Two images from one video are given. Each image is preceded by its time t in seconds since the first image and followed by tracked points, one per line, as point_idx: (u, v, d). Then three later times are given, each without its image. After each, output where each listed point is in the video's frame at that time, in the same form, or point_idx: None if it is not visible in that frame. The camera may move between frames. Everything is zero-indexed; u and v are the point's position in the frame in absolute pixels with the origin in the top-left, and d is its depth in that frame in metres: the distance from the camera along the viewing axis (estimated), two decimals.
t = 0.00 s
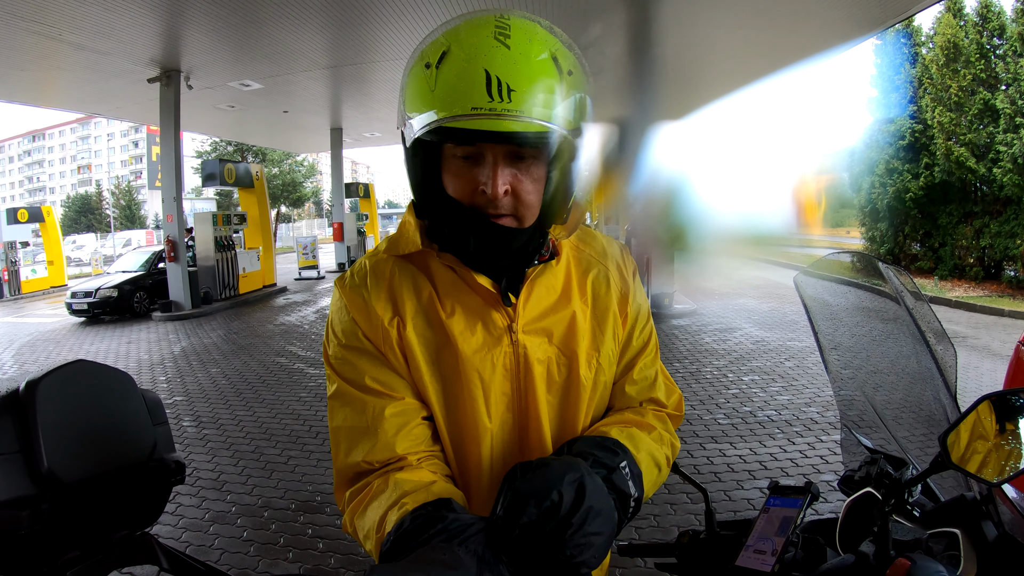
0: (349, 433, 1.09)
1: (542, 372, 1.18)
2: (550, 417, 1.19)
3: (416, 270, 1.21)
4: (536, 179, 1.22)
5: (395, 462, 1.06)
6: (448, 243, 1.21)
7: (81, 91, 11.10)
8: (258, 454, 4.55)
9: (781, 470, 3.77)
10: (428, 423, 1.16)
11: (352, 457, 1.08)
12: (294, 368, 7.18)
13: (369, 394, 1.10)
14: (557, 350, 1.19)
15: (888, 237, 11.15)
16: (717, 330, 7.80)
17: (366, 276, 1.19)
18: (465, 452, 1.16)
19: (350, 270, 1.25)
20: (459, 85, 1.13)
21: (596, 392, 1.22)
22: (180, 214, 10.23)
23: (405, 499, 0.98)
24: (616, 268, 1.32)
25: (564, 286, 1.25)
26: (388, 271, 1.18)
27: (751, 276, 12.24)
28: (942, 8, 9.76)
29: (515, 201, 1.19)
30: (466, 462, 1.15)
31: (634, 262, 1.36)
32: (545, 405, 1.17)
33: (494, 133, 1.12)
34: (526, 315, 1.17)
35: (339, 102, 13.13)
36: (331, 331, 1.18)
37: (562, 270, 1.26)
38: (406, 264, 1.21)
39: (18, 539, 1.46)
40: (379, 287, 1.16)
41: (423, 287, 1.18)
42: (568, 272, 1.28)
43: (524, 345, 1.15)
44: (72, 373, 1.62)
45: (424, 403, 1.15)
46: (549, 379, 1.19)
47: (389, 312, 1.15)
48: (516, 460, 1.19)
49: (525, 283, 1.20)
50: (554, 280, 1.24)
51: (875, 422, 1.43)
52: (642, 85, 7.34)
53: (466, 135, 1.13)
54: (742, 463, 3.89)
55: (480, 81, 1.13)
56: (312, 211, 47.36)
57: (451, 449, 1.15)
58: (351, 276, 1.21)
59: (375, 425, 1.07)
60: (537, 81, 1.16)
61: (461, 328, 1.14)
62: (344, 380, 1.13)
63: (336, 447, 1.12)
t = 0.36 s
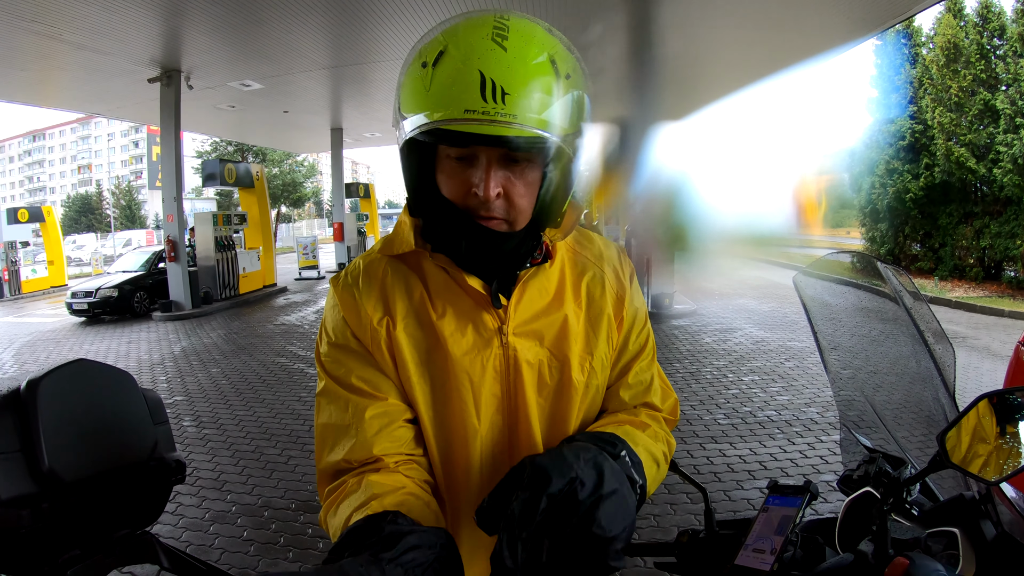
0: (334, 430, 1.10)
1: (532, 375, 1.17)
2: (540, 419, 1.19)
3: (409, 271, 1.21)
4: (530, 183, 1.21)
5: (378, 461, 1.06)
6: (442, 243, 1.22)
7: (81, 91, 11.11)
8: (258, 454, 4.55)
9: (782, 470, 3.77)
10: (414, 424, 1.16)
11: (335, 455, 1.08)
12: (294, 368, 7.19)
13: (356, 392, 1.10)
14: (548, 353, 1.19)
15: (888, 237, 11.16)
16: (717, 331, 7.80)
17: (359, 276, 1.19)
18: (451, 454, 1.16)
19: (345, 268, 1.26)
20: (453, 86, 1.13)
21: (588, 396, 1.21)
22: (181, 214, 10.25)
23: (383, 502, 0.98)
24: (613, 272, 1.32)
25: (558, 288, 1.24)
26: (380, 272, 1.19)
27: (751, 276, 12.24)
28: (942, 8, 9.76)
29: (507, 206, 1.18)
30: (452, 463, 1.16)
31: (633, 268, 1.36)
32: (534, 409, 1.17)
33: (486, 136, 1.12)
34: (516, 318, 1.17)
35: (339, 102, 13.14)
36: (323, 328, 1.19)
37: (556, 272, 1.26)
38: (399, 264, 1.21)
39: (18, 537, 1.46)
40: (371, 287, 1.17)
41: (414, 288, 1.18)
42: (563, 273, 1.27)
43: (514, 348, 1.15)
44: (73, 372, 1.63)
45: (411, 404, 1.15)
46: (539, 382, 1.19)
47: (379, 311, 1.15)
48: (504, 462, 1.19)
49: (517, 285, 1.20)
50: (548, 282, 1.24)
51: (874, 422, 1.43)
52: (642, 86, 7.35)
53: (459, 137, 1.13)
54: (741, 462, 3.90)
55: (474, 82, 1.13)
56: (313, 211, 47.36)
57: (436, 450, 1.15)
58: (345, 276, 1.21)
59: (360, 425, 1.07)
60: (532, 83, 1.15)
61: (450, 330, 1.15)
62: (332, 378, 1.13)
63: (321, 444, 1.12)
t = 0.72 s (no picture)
0: (336, 430, 1.10)
1: (534, 377, 1.18)
2: (541, 421, 1.19)
3: (413, 273, 1.22)
4: (538, 185, 1.22)
5: (380, 462, 1.07)
6: (446, 245, 1.22)
7: (83, 92, 11.14)
8: (260, 455, 4.56)
9: (784, 472, 3.77)
10: (416, 424, 1.16)
11: (337, 454, 1.09)
12: (296, 369, 7.20)
13: (359, 392, 1.11)
14: (550, 356, 1.20)
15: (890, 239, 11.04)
16: (718, 332, 7.81)
17: (364, 277, 1.20)
18: (451, 455, 1.16)
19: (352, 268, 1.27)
20: (464, 88, 1.13)
21: (589, 399, 1.22)
22: (183, 215, 10.27)
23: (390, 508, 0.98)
24: (616, 275, 1.32)
25: (560, 291, 1.25)
26: (385, 274, 1.19)
27: (753, 278, 12.24)
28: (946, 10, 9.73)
29: (516, 207, 1.19)
30: (452, 465, 1.16)
31: (636, 272, 1.36)
32: (537, 411, 1.17)
33: (496, 139, 1.12)
34: (519, 321, 1.17)
35: (342, 103, 13.17)
36: (327, 328, 1.20)
37: (559, 275, 1.26)
38: (404, 265, 1.22)
39: (23, 538, 1.46)
40: (375, 287, 1.18)
41: (418, 290, 1.19)
42: (566, 275, 1.28)
43: (516, 351, 1.15)
44: (77, 372, 1.63)
45: (413, 404, 1.15)
46: (541, 385, 1.19)
47: (383, 312, 1.16)
48: (505, 464, 1.18)
49: (520, 288, 1.20)
50: (550, 285, 1.24)
51: (877, 424, 1.43)
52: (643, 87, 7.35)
53: (469, 140, 1.13)
54: (744, 464, 3.90)
55: (484, 84, 1.13)
56: (315, 212, 47.45)
57: (437, 452, 1.15)
58: (351, 275, 1.22)
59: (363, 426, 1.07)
60: (542, 87, 1.16)
61: (453, 332, 1.15)
62: (335, 377, 1.14)
63: (324, 443, 1.13)
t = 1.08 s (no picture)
0: (353, 438, 1.08)
1: (552, 374, 1.19)
2: (560, 418, 1.20)
3: (424, 273, 1.22)
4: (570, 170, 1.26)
5: (400, 469, 1.05)
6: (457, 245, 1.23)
7: (85, 92, 11.16)
8: (263, 455, 4.58)
9: (787, 472, 3.78)
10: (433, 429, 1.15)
11: (356, 463, 1.07)
12: (298, 369, 7.21)
13: (373, 399, 1.09)
14: (566, 352, 1.21)
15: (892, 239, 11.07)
16: (720, 332, 7.82)
17: (373, 280, 1.19)
18: (470, 455, 1.16)
19: (357, 272, 1.26)
20: (510, 71, 1.09)
21: (605, 392, 1.24)
22: (184, 215, 10.28)
23: (423, 515, 0.97)
24: (621, 270, 1.35)
25: (572, 286, 1.26)
26: (396, 275, 1.19)
27: (754, 278, 12.25)
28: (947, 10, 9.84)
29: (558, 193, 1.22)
30: (472, 466, 1.16)
31: (639, 266, 1.39)
32: (555, 407, 1.18)
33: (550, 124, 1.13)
34: (535, 317, 1.18)
35: (343, 103, 13.18)
36: (337, 335, 1.18)
37: (569, 271, 1.28)
38: (413, 266, 1.21)
39: (29, 540, 1.47)
40: (385, 290, 1.17)
41: (430, 290, 1.19)
42: (576, 272, 1.30)
43: (534, 348, 1.16)
44: (84, 373, 1.64)
45: (430, 408, 1.15)
46: (557, 381, 1.20)
47: (395, 315, 1.15)
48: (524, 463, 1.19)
49: (534, 286, 1.21)
50: (562, 281, 1.26)
51: (884, 422, 1.44)
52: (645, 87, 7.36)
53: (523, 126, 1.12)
54: (747, 464, 3.91)
55: (534, 69, 1.10)
56: (316, 212, 47.51)
57: (456, 455, 1.15)
58: (358, 280, 1.21)
59: (381, 434, 1.05)
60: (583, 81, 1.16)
61: (470, 332, 1.15)
62: (348, 384, 1.12)
63: (340, 453, 1.10)
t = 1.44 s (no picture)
0: (378, 438, 1.08)
1: (574, 366, 1.22)
2: (583, 408, 1.22)
3: (440, 270, 1.23)
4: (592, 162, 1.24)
5: (427, 467, 1.06)
6: (475, 241, 1.25)
7: (84, 87, 11.15)
8: (265, 451, 4.60)
9: (789, 470, 3.80)
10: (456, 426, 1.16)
11: (382, 463, 1.07)
12: (298, 365, 7.22)
13: (394, 399, 1.09)
14: (586, 344, 1.24)
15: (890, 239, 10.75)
16: (720, 330, 7.85)
17: (388, 279, 1.19)
18: (493, 450, 1.18)
19: (369, 272, 1.25)
20: (535, 59, 1.11)
21: (626, 380, 1.27)
22: (183, 210, 10.28)
23: (458, 511, 0.98)
24: (635, 262, 1.38)
25: (589, 280, 1.29)
26: (412, 272, 1.20)
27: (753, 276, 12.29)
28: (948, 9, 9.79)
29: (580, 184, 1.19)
30: (496, 460, 1.18)
31: (650, 258, 1.43)
32: (578, 398, 1.20)
33: (572, 112, 1.13)
34: (555, 310, 1.21)
35: (342, 99, 13.17)
36: (352, 335, 1.18)
37: (586, 265, 1.31)
38: (428, 264, 1.22)
39: (37, 542, 1.48)
40: (402, 289, 1.17)
41: (448, 287, 1.20)
42: (592, 267, 1.33)
43: (555, 341, 1.19)
44: (91, 371, 1.64)
45: (452, 406, 1.15)
46: (579, 373, 1.23)
47: (414, 314, 1.15)
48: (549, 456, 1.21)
49: (555, 280, 1.23)
50: (580, 275, 1.29)
51: (896, 417, 1.44)
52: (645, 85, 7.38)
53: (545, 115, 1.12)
54: (749, 462, 3.93)
55: (556, 59, 1.12)
56: (314, 208, 47.43)
57: (480, 450, 1.17)
58: (372, 279, 1.21)
59: (407, 433, 1.06)
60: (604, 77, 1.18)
61: (491, 327, 1.17)
62: (367, 386, 1.12)
63: (363, 454, 1.10)
